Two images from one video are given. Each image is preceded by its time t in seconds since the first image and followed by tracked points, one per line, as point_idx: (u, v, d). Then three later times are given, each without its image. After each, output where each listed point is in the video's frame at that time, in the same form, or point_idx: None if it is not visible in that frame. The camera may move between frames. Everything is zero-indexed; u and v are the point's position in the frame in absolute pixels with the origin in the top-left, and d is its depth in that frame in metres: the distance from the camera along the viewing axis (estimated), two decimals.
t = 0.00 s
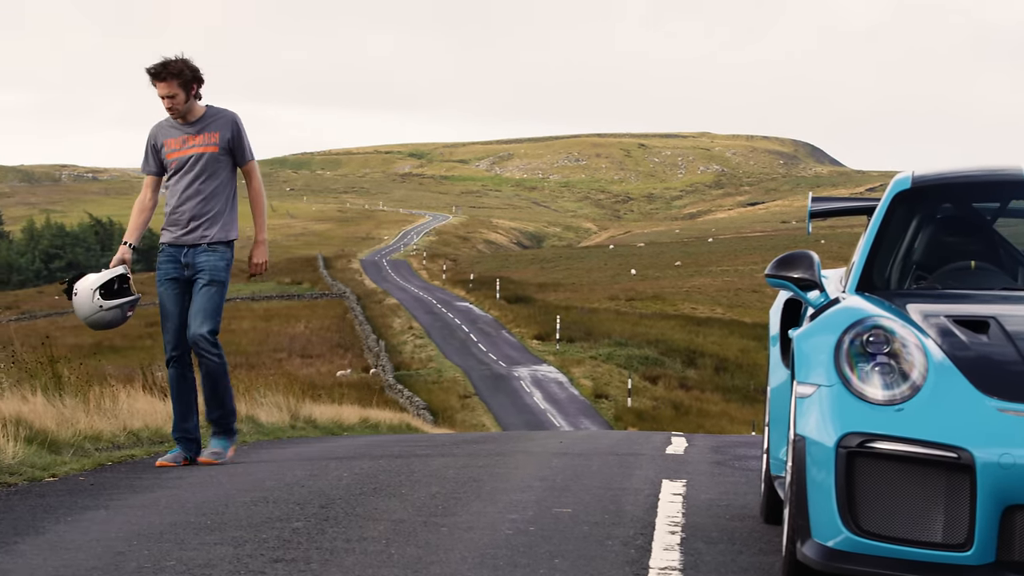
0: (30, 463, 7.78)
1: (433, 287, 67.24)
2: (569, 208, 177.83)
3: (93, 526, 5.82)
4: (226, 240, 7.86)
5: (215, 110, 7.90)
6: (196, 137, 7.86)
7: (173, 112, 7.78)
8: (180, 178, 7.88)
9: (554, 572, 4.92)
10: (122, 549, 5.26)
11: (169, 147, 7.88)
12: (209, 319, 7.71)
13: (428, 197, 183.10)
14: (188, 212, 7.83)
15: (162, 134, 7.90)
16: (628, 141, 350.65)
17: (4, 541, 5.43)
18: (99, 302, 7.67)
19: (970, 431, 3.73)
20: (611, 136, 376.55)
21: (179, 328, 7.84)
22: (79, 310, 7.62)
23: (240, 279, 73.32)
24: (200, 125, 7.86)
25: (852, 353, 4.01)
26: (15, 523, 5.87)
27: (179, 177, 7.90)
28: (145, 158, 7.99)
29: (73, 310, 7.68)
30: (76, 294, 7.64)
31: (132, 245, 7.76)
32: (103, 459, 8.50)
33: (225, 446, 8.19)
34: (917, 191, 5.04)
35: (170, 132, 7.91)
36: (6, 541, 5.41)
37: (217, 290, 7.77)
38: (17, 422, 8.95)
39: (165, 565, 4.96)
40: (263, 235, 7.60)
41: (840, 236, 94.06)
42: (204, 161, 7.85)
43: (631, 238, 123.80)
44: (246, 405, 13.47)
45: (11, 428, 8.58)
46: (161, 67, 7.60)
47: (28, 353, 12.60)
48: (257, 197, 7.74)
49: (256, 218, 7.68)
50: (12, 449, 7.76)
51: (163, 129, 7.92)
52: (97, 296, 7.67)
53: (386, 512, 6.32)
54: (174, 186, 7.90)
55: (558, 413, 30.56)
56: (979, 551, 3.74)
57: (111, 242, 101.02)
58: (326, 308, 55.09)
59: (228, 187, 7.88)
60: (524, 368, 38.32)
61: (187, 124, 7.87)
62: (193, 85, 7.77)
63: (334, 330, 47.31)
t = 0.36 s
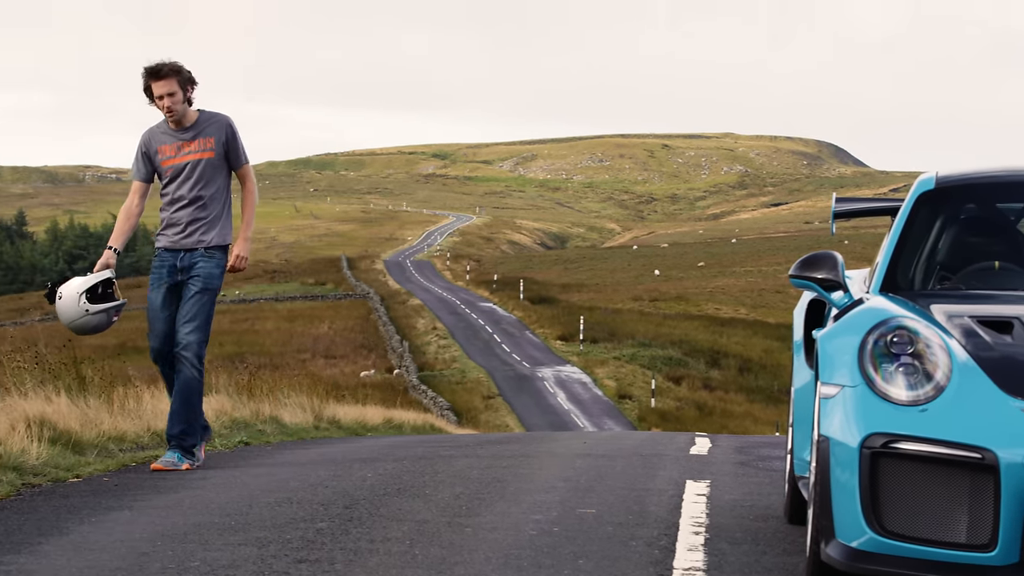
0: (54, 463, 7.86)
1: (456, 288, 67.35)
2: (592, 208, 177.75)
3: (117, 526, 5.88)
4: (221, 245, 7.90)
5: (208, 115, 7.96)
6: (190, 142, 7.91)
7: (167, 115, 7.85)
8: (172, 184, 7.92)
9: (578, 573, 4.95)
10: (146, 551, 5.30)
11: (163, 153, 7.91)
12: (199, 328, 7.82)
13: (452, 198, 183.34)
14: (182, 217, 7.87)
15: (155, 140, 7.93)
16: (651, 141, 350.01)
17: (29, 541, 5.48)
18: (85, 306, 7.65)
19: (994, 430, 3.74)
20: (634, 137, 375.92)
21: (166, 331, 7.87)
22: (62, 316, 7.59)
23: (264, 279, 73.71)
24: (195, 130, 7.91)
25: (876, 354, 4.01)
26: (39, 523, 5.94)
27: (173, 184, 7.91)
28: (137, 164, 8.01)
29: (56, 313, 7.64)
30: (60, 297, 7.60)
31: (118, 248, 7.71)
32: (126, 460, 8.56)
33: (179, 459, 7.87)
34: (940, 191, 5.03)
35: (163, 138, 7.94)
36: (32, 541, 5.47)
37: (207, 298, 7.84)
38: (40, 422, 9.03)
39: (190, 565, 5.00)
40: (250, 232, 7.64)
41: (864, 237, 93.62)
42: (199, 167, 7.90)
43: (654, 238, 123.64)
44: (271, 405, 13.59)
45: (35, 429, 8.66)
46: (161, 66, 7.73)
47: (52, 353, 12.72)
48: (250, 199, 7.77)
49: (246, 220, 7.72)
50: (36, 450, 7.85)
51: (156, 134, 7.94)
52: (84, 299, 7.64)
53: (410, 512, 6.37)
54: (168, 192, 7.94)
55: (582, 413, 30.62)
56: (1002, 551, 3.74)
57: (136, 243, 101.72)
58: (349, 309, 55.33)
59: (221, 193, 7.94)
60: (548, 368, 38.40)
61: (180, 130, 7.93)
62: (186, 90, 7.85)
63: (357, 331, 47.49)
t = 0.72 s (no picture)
0: (77, 465, 7.93)
1: (479, 289, 67.38)
2: (615, 209, 177.58)
3: (139, 527, 5.95)
4: (221, 246, 7.91)
5: (194, 116, 7.91)
6: (180, 145, 7.85)
7: (152, 119, 7.76)
8: (166, 190, 7.89)
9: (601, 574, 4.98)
10: (168, 551, 5.35)
11: (151, 159, 7.84)
12: (205, 333, 7.85)
13: (475, 199, 183.48)
14: (177, 220, 7.87)
15: (143, 145, 7.86)
16: (674, 142, 349.23)
17: (51, 542, 5.54)
18: (75, 313, 7.49)
19: (1014, 431, 3.75)
20: (657, 138, 375.20)
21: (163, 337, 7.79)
22: (52, 325, 7.44)
23: (287, 281, 73.98)
24: (184, 132, 7.85)
25: (898, 355, 4.02)
26: (62, 525, 6.00)
27: (166, 190, 7.88)
28: (123, 170, 7.94)
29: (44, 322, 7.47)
30: (50, 307, 7.44)
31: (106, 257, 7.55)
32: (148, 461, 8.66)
33: (202, 461, 8.03)
34: (965, 192, 5.00)
35: (150, 144, 7.87)
36: (54, 542, 5.52)
37: (212, 305, 7.86)
38: (63, 423, 9.14)
39: (214, 567, 5.06)
40: (250, 231, 7.70)
41: (887, 237, 93.17)
42: (190, 171, 7.87)
43: (677, 239, 123.45)
44: (294, 405, 13.69)
45: (58, 430, 8.73)
46: (147, 68, 7.65)
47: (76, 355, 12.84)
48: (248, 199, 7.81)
49: (245, 220, 7.74)
50: (59, 451, 7.90)
51: (143, 140, 7.87)
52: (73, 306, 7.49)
53: (433, 513, 6.42)
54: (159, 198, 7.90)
55: (605, 414, 30.67)
56: None
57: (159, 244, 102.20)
58: (372, 309, 55.49)
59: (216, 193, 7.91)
60: (572, 368, 38.46)
61: (167, 133, 7.86)
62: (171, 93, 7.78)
63: (380, 332, 47.59)
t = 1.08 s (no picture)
0: (99, 466, 8.03)
1: (501, 290, 67.36)
2: (637, 210, 177.30)
3: (163, 529, 6.01)
4: (221, 247, 7.99)
5: (151, 142, 7.64)
6: (151, 177, 7.65)
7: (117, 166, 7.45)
8: (149, 220, 7.79)
9: None
10: (192, 553, 5.40)
11: (128, 195, 7.63)
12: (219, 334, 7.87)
13: (497, 200, 183.48)
14: (166, 239, 7.85)
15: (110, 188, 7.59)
16: (696, 142, 348.27)
17: (74, 543, 5.61)
18: (56, 364, 7.25)
19: None
20: (679, 139, 374.23)
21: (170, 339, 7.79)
22: (31, 375, 7.19)
23: (309, 282, 74.17)
24: (149, 164, 7.62)
25: (920, 356, 4.03)
26: (85, 526, 6.06)
27: (150, 219, 7.79)
28: (96, 210, 7.69)
29: (24, 373, 7.22)
30: (29, 357, 7.19)
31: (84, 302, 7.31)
32: (172, 463, 8.72)
33: (226, 459, 8.12)
34: (987, 193, 4.98)
35: (116, 186, 7.61)
36: (77, 544, 5.58)
37: (223, 305, 7.91)
38: (85, 424, 9.20)
39: (238, 567, 5.11)
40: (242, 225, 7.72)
41: (910, 237, 92.73)
42: (171, 195, 7.76)
43: (699, 240, 123.24)
44: (316, 406, 13.77)
45: (80, 431, 8.83)
46: (93, 129, 7.16)
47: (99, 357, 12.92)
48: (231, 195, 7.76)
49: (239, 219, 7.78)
50: (81, 452, 7.99)
51: (108, 183, 7.59)
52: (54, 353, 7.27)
53: (455, 514, 6.46)
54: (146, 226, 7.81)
55: (628, 415, 30.62)
56: None
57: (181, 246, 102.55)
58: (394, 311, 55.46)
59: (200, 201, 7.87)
60: (594, 369, 38.44)
61: (133, 169, 7.57)
62: (126, 138, 7.40)
63: (402, 333, 47.65)
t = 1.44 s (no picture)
0: (121, 467, 8.13)
1: (522, 291, 67.37)
2: (658, 211, 177.04)
3: (183, 530, 6.06)
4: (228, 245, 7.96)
5: (133, 181, 7.47)
6: (144, 216, 7.55)
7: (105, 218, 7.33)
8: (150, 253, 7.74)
9: None
10: (213, 553, 5.46)
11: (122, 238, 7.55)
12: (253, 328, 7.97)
13: (518, 201, 183.52)
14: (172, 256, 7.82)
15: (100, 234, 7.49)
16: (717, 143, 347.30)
17: (95, 543, 5.68)
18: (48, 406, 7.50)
19: None
20: (700, 140, 373.28)
21: (183, 337, 7.87)
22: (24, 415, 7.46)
23: (330, 283, 74.39)
24: (136, 203, 7.49)
25: (943, 355, 4.03)
26: (107, 527, 6.13)
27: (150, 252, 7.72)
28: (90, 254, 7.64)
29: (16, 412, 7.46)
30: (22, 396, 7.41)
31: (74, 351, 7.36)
32: (195, 463, 8.80)
33: (286, 458, 8.25)
34: (1011, 192, 4.95)
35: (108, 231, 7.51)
36: (98, 544, 5.64)
37: (249, 301, 7.99)
38: (107, 425, 9.26)
39: (258, 569, 5.15)
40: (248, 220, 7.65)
41: (932, 238, 92.29)
42: (165, 227, 7.64)
43: (720, 241, 122.92)
44: (337, 407, 13.84)
45: (102, 432, 8.90)
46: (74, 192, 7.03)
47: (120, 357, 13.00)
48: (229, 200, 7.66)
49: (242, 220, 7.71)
50: (102, 453, 8.10)
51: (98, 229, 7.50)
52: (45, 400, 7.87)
53: (476, 514, 6.49)
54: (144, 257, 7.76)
55: (649, 416, 30.59)
56: None
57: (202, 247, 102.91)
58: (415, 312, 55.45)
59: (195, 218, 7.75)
60: (616, 369, 38.43)
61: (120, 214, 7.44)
62: (108, 194, 7.25)
63: (423, 334, 47.78)
